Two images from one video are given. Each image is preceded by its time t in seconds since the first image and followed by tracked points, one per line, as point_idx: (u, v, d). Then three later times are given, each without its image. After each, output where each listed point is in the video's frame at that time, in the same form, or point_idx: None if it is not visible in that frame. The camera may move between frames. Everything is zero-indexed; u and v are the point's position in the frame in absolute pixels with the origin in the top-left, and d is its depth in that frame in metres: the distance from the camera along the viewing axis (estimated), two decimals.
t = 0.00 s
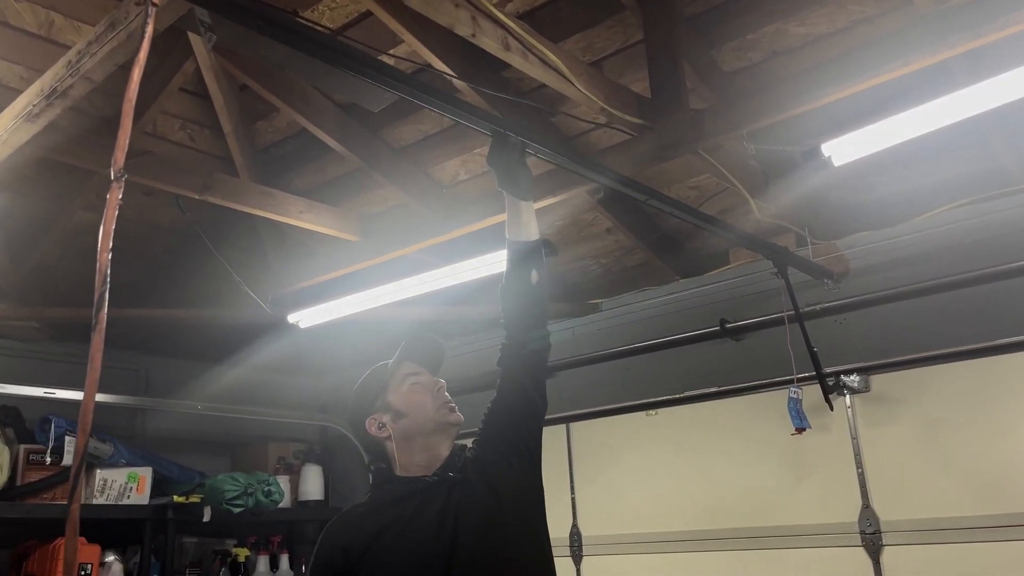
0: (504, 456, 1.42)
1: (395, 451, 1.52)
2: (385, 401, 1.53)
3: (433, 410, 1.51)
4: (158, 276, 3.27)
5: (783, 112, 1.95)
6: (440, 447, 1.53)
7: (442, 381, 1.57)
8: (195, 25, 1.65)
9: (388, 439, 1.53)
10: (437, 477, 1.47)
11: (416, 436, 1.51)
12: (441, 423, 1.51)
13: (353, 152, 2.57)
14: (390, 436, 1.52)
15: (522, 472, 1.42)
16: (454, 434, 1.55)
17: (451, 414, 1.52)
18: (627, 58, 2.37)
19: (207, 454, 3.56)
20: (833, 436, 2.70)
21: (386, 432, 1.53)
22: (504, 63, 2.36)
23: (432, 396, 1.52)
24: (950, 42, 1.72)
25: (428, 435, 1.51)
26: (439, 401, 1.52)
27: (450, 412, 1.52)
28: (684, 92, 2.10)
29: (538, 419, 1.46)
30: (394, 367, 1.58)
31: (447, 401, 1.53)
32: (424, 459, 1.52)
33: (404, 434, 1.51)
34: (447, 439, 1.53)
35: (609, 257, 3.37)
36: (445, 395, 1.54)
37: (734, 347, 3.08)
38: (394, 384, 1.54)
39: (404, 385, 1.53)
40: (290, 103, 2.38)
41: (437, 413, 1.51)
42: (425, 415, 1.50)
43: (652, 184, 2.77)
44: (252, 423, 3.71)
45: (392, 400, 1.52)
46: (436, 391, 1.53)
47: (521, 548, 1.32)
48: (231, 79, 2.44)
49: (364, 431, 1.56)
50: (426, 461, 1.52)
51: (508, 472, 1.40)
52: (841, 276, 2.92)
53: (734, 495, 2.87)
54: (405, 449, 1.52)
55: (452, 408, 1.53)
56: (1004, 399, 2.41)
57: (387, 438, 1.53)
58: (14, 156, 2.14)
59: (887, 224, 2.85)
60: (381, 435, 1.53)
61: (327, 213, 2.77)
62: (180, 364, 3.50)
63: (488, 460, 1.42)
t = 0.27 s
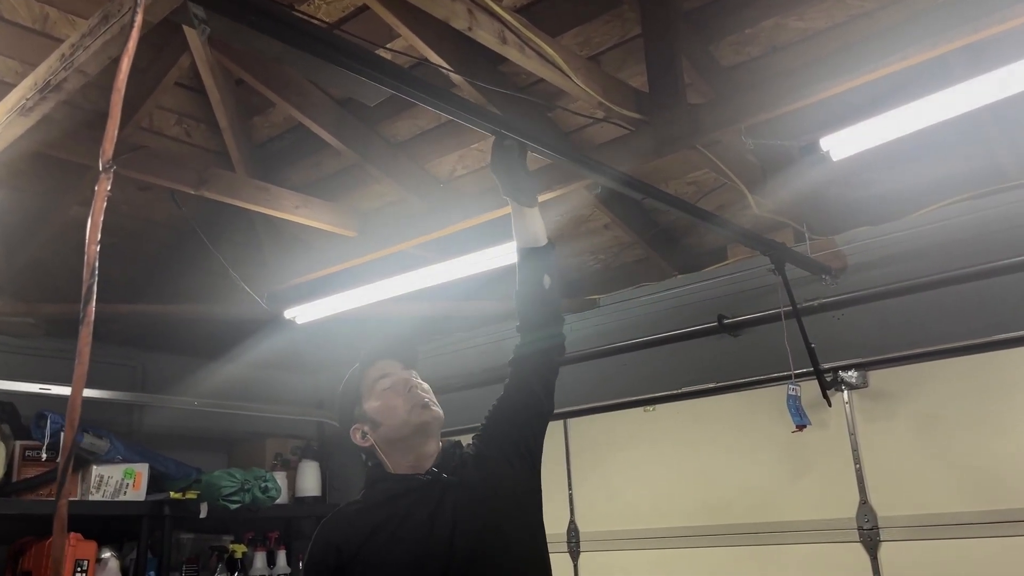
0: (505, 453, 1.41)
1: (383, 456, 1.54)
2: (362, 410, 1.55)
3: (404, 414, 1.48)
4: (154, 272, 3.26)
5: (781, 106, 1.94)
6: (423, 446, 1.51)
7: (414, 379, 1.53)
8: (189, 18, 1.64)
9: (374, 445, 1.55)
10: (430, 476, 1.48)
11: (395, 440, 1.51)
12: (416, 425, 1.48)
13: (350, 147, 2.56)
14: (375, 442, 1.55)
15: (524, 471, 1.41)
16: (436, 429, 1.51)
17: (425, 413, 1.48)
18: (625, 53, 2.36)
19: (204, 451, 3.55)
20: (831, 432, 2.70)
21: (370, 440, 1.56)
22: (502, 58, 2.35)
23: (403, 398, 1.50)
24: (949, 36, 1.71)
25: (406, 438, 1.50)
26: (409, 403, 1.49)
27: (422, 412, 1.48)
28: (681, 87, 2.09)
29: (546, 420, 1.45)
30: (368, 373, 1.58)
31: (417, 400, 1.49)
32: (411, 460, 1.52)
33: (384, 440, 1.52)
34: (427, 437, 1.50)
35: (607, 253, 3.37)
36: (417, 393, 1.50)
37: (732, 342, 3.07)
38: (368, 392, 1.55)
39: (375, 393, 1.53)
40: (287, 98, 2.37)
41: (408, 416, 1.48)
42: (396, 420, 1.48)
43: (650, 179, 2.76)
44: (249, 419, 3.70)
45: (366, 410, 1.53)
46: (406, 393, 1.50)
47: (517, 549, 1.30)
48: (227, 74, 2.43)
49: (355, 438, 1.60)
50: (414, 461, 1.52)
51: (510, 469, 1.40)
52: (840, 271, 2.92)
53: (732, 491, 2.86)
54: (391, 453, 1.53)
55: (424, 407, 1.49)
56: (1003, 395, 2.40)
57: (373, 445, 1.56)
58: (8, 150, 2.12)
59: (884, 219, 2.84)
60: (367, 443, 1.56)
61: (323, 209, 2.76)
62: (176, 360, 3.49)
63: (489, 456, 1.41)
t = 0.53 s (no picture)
0: (497, 451, 1.41)
1: (373, 452, 1.54)
2: (352, 406, 1.54)
3: (397, 410, 1.49)
4: (150, 266, 3.24)
5: (780, 100, 1.93)
6: (414, 443, 1.51)
7: (406, 375, 1.54)
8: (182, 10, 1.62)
9: (363, 442, 1.54)
10: (420, 472, 1.47)
11: (387, 436, 1.51)
12: (410, 420, 1.49)
13: (346, 141, 2.55)
14: (364, 439, 1.54)
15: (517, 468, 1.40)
16: (429, 427, 1.52)
17: (419, 409, 1.49)
18: (623, 47, 2.34)
19: (200, 445, 3.54)
20: (829, 427, 2.69)
21: (360, 436, 1.54)
22: (499, 51, 2.34)
23: (396, 394, 1.50)
24: (948, 29, 1.69)
25: (398, 434, 1.50)
26: (403, 400, 1.49)
27: (415, 409, 1.49)
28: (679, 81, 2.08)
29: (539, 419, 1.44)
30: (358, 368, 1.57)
31: (411, 397, 1.50)
32: (402, 457, 1.51)
33: (374, 436, 1.51)
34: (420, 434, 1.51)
35: (603, 248, 3.32)
36: (410, 390, 1.51)
37: (730, 338, 3.06)
38: (358, 387, 1.53)
39: (366, 389, 1.52)
40: (282, 91, 2.35)
41: (402, 412, 1.49)
42: (389, 416, 1.48)
43: (647, 174, 2.74)
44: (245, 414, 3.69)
45: (357, 405, 1.52)
46: (399, 389, 1.51)
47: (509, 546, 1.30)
48: (224, 67, 2.41)
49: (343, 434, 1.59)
50: (405, 458, 1.52)
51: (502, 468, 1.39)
52: (836, 268, 2.92)
53: (728, 487, 2.86)
54: (382, 449, 1.52)
55: (417, 404, 1.50)
56: (1001, 391, 2.40)
57: (362, 441, 1.54)
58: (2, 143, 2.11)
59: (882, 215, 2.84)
60: (356, 439, 1.55)
61: (319, 203, 2.75)
62: (173, 355, 3.48)
63: (481, 453, 1.41)
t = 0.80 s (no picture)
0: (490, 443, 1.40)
1: (362, 446, 1.54)
2: (340, 399, 1.54)
3: (387, 401, 1.50)
4: (147, 259, 3.23)
5: (778, 94, 1.92)
6: (404, 434, 1.52)
7: (394, 366, 1.55)
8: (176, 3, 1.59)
9: (352, 435, 1.54)
10: (409, 465, 1.45)
11: (376, 428, 1.51)
12: (399, 411, 1.50)
13: (343, 134, 2.53)
14: (353, 432, 1.54)
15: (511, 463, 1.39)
16: (418, 418, 1.53)
17: (408, 399, 1.51)
18: (622, 39, 2.33)
19: (197, 439, 3.53)
20: (826, 421, 2.69)
21: (349, 429, 1.54)
22: (497, 44, 2.33)
23: (385, 386, 1.51)
24: (948, 22, 1.68)
25: (387, 425, 1.51)
26: (391, 391, 1.51)
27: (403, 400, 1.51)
28: (677, 74, 2.07)
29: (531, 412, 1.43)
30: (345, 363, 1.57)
31: (400, 387, 1.51)
32: (391, 449, 1.52)
33: (363, 429, 1.52)
34: (409, 426, 1.52)
35: (601, 243, 3.28)
36: (399, 381, 1.52)
37: (728, 332, 3.05)
38: (347, 381, 1.54)
39: (354, 381, 1.53)
40: (279, 84, 2.34)
41: (391, 403, 1.50)
42: (379, 407, 1.49)
43: (646, 168, 2.74)
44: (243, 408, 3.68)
45: (346, 398, 1.52)
46: (388, 381, 1.52)
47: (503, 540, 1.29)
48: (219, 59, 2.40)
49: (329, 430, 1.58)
50: (394, 451, 1.52)
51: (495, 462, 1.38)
52: (836, 261, 2.89)
53: (725, 481, 2.86)
54: (371, 442, 1.52)
55: (406, 395, 1.52)
56: (998, 386, 2.40)
57: (351, 434, 1.54)
58: None
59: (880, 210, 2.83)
60: (345, 433, 1.55)
61: (316, 196, 2.74)
62: (170, 349, 3.47)
63: (473, 447, 1.40)
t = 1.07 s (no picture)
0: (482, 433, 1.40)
1: (358, 434, 1.54)
2: (338, 387, 1.54)
3: (381, 391, 1.48)
4: (145, 251, 3.22)
5: (778, 85, 1.90)
6: (399, 424, 1.51)
7: (393, 356, 1.53)
8: None
9: (348, 423, 1.54)
10: (404, 456, 1.46)
11: (371, 417, 1.50)
12: (394, 401, 1.48)
13: (341, 125, 2.52)
14: (349, 420, 1.54)
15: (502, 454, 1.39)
16: (414, 409, 1.51)
17: (404, 389, 1.49)
18: (621, 30, 2.31)
19: (195, 431, 3.53)
20: (825, 415, 2.69)
21: (345, 417, 1.54)
22: (496, 34, 2.31)
23: (381, 375, 1.50)
24: (950, 13, 1.67)
25: (382, 415, 1.50)
26: (386, 381, 1.49)
27: (398, 391, 1.49)
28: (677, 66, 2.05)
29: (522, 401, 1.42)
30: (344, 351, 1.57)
31: (396, 377, 1.50)
32: (386, 439, 1.51)
33: (359, 417, 1.51)
34: (404, 416, 1.50)
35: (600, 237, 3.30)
36: (396, 371, 1.51)
37: (726, 325, 3.05)
38: (345, 369, 1.54)
39: (351, 370, 1.53)
40: (277, 74, 2.32)
41: (385, 393, 1.48)
42: (374, 397, 1.48)
43: (646, 160, 2.72)
44: (241, 401, 3.67)
45: (343, 386, 1.52)
46: (383, 371, 1.50)
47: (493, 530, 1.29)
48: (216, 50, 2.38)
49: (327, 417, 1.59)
50: (389, 440, 1.52)
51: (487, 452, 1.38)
52: (834, 254, 2.92)
53: (722, 474, 2.86)
54: (366, 431, 1.52)
55: (402, 385, 1.50)
56: (996, 379, 2.40)
57: (347, 422, 1.54)
58: None
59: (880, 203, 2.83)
60: (342, 421, 1.55)
61: (314, 187, 2.72)
62: (168, 341, 3.47)
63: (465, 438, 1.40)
